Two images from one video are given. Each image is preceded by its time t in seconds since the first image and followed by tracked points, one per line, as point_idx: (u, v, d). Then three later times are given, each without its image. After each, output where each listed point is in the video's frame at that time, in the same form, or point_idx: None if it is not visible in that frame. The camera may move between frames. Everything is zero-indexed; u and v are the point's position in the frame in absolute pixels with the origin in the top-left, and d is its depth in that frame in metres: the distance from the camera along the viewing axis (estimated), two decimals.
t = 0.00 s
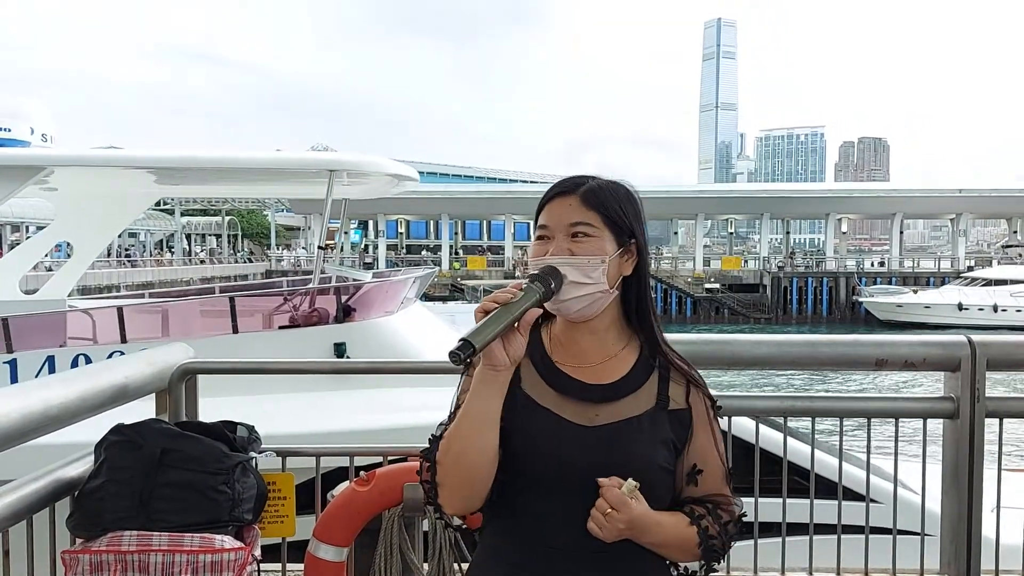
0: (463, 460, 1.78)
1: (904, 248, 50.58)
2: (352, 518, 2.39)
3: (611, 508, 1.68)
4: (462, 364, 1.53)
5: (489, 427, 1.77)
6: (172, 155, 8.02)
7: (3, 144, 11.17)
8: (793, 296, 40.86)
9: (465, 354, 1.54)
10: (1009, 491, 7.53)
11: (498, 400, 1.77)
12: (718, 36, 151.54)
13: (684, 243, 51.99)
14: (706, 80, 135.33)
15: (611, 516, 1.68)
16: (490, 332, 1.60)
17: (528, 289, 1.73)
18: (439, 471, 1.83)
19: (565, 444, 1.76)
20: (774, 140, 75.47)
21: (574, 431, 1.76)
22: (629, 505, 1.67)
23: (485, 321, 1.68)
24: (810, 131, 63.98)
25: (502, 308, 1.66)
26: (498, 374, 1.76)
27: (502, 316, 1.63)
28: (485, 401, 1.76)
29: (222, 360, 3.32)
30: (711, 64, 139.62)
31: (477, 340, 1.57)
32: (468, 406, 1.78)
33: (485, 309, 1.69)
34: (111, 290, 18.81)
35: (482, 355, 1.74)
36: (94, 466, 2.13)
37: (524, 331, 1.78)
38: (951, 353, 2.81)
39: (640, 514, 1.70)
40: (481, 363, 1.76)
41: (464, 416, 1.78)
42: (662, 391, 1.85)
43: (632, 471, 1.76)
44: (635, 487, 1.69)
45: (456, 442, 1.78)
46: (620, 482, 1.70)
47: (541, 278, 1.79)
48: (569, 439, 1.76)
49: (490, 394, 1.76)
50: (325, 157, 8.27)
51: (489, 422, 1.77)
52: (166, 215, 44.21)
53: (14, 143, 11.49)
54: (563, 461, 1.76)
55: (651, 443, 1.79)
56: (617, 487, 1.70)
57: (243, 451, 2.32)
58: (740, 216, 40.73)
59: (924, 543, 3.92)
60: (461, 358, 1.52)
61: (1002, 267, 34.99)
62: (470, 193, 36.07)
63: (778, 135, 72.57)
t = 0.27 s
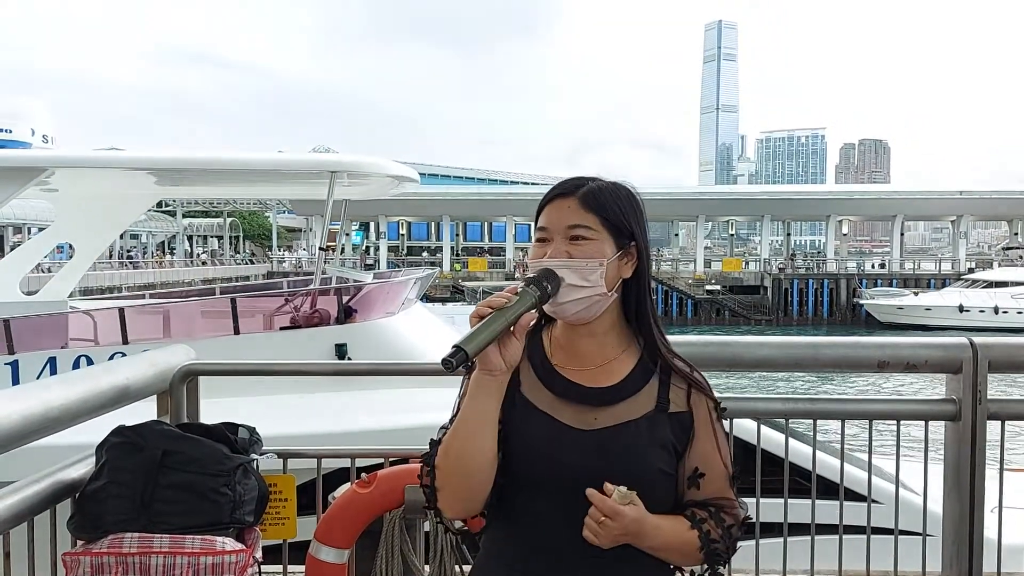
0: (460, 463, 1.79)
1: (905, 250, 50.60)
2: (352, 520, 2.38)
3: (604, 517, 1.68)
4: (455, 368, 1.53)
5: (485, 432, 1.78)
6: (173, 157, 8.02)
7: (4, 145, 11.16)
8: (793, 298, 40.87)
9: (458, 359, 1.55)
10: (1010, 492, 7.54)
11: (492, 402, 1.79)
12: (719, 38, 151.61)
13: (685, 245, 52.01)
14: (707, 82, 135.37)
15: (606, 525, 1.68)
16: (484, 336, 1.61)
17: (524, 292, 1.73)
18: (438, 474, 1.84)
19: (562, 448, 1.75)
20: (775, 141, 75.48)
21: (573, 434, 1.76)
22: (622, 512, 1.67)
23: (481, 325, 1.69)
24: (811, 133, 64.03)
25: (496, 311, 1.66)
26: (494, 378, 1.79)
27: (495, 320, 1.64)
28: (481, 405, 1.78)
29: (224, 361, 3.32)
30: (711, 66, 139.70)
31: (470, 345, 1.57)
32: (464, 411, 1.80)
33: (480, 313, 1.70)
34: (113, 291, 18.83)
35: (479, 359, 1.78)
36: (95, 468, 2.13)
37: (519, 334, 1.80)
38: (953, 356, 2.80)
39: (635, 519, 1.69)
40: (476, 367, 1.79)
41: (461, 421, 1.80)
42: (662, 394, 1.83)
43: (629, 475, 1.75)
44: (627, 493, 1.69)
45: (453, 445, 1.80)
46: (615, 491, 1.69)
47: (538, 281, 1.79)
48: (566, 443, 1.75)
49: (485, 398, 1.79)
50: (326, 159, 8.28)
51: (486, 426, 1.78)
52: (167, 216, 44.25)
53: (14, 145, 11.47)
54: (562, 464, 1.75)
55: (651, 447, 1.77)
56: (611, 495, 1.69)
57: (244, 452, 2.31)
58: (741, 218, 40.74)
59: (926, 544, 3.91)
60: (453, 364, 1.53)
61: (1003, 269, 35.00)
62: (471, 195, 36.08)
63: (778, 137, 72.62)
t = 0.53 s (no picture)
0: (469, 469, 1.76)
1: (905, 252, 50.63)
2: (353, 522, 2.37)
3: (619, 520, 1.67)
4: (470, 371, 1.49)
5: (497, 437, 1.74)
6: (173, 158, 8.02)
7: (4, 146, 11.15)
8: (794, 300, 40.88)
9: (474, 362, 1.51)
10: (1012, 494, 7.52)
11: (504, 406, 1.75)
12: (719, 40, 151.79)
13: (685, 247, 52.03)
14: (707, 84, 135.46)
15: (620, 528, 1.67)
16: (500, 338, 1.57)
17: (534, 292, 1.71)
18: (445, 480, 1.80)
19: (572, 450, 1.75)
20: (776, 144, 75.54)
21: (582, 436, 1.75)
22: (637, 514, 1.67)
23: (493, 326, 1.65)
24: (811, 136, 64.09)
25: (509, 312, 1.63)
26: (505, 381, 1.74)
27: (509, 320, 1.60)
28: (494, 409, 1.74)
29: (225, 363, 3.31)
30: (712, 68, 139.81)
31: (486, 348, 1.54)
32: (474, 415, 1.75)
33: (492, 314, 1.66)
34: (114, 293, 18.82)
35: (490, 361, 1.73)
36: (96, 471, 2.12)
37: (530, 336, 1.77)
38: (956, 358, 2.79)
39: (648, 522, 1.68)
40: (489, 369, 1.74)
41: (471, 424, 1.75)
42: (668, 395, 1.84)
43: (639, 477, 1.75)
44: (640, 496, 1.68)
45: (462, 450, 1.76)
46: (629, 495, 1.68)
47: (547, 281, 1.77)
48: (575, 446, 1.75)
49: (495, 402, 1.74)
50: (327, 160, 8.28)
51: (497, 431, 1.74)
52: (167, 218, 44.31)
53: (14, 145, 11.47)
54: (572, 467, 1.74)
55: (659, 448, 1.77)
56: (625, 498, 1.69)
57: (246, 455, 2.30)
58: (741, 220, 40.76)
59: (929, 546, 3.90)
60: (470, 366, 1.49)
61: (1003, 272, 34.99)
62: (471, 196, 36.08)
63: (779, 140, 72.65)
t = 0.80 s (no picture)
0: (470, 478, 1.73)
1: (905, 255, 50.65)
2: (353, 526, 2.35)
3: (625, 527, 1.66)
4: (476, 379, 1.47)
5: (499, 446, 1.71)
6: (172, 159, 8.03)
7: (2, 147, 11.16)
8: (793, 302, 40.89)
9: (479, 369, 1.49)
10: (1013, 496, 7.51)
11: (506, 414, 1.71)
12: (719, 43, 151.99)
13: (685, 249, 52.07)
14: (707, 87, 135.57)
15: (627, 535, 1.66)
16: (503, 345, 1.54)
17: (535, 298, 1.69)
18: (444, 488, 1.77)
19: (570, 457, 1.74)
20: (776, 146, 75.60)
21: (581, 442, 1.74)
22: (642, 521, 1.66)
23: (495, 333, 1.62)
24: (811, 138, 64.16)
25: (511, 318, 1.61)
26: (506, 388, 1.70)
27: (512, 328, 1.58)
28: (493, 417, 1.71)
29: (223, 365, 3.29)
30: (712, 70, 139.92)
31: (490, 357, 1.51)
32: (474, 424, 1.72)
33: (494, 320, 1.63)
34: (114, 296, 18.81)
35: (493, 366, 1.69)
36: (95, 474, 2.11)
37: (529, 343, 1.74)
38: (957, 361, 2.78)
39: (652, 527, 1.68)
40: (492, 376, 1.70)
41: (471, 433, 1.72)
42: (663, 399, 1.84)
43: (637, 482, 1.74)
44: (643, 502, 1.68)
45: (461, 458, 1.73)
46: (632, 503, 1.67)
47: (546, 286, 1.75)
48: (574, 452, 1.74)
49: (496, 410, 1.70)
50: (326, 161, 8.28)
51: (498, 441, 1.71)
52: (167, 221, 44.36)
53: (11, 146, 11.48)
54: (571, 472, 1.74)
55: (657, 452, 1.77)
56: (627, 505, 1.68)
57: (245, 458, 2.29)
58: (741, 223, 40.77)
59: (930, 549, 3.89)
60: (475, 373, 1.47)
61: (1003, 274, 35.01)
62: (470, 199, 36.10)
63: (778, 142, 72.72)
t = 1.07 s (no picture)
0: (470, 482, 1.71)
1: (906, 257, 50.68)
2: (352, 529, 2.34)
3: (619, 534, 1.66)
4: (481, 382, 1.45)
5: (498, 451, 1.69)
6: (171, 161, 8.03)
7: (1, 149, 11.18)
8: (794, 305, 40.89)
9: (483, 372, 1.47)
10: (1015, 499, 7.50)
11: (506, 418, 1.69)
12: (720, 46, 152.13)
13: (685, 252, 52.13)
14: (707, 91, 135.78)
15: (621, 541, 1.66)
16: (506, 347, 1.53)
17: (534, 297, 1.68)
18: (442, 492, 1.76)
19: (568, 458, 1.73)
20: (776, 149, 75.63)
21: (577, 442, 1.73)
22: (636, 525, 1.66)
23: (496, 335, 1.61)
24: (811, 141, 64.17)
25: (513, 319, 1.59)
26: (508, 390, 1.67)
27: (514, 329, 1.56)
28: (493, 421, 1.68)
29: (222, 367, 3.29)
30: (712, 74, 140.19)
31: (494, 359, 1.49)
32: (472, 427, 1.70)
33: (494, 322, 1.61)
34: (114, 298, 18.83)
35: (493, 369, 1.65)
36: (94, 477, 2.10)
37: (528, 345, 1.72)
38: (958, 364, 2.78)
39: (645, 532, 1.67)
40: (492, 378, 1.66)
41: (468, 437, 1.70)
42: (656, 400, 1.84)
43: (635, 481, 1.74)
44: (636, 505, 1.67)
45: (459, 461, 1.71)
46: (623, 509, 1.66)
47: (544, 286, 1.74)
48: (571, 453, 1.73)
49: (495, 413, 1.68)
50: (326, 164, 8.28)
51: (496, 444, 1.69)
52: (167, 223, 44.47)
53: (10, 147, 11.50)
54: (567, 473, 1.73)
55: (652, 451, 1.76)
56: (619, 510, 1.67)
57: (244, 460, 2.28)
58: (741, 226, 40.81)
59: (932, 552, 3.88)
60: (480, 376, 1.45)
61: (1004, 277, 35.02)
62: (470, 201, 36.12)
63: (778, 145, 72.82)
